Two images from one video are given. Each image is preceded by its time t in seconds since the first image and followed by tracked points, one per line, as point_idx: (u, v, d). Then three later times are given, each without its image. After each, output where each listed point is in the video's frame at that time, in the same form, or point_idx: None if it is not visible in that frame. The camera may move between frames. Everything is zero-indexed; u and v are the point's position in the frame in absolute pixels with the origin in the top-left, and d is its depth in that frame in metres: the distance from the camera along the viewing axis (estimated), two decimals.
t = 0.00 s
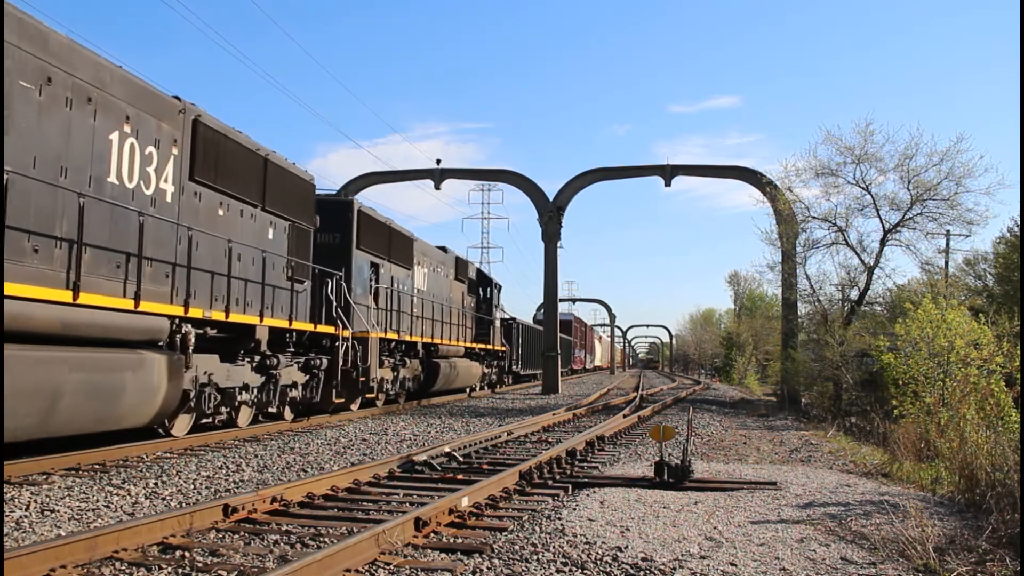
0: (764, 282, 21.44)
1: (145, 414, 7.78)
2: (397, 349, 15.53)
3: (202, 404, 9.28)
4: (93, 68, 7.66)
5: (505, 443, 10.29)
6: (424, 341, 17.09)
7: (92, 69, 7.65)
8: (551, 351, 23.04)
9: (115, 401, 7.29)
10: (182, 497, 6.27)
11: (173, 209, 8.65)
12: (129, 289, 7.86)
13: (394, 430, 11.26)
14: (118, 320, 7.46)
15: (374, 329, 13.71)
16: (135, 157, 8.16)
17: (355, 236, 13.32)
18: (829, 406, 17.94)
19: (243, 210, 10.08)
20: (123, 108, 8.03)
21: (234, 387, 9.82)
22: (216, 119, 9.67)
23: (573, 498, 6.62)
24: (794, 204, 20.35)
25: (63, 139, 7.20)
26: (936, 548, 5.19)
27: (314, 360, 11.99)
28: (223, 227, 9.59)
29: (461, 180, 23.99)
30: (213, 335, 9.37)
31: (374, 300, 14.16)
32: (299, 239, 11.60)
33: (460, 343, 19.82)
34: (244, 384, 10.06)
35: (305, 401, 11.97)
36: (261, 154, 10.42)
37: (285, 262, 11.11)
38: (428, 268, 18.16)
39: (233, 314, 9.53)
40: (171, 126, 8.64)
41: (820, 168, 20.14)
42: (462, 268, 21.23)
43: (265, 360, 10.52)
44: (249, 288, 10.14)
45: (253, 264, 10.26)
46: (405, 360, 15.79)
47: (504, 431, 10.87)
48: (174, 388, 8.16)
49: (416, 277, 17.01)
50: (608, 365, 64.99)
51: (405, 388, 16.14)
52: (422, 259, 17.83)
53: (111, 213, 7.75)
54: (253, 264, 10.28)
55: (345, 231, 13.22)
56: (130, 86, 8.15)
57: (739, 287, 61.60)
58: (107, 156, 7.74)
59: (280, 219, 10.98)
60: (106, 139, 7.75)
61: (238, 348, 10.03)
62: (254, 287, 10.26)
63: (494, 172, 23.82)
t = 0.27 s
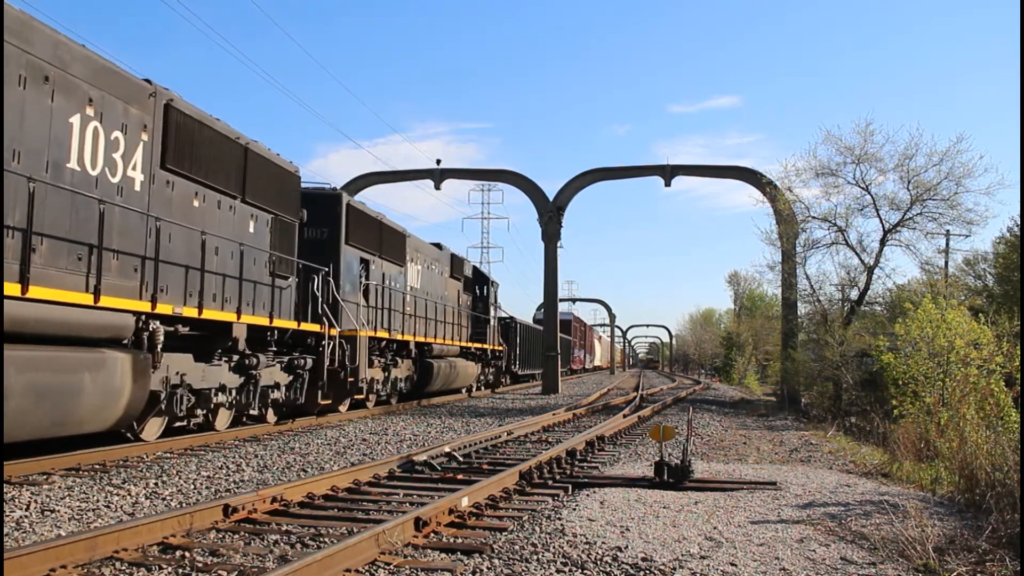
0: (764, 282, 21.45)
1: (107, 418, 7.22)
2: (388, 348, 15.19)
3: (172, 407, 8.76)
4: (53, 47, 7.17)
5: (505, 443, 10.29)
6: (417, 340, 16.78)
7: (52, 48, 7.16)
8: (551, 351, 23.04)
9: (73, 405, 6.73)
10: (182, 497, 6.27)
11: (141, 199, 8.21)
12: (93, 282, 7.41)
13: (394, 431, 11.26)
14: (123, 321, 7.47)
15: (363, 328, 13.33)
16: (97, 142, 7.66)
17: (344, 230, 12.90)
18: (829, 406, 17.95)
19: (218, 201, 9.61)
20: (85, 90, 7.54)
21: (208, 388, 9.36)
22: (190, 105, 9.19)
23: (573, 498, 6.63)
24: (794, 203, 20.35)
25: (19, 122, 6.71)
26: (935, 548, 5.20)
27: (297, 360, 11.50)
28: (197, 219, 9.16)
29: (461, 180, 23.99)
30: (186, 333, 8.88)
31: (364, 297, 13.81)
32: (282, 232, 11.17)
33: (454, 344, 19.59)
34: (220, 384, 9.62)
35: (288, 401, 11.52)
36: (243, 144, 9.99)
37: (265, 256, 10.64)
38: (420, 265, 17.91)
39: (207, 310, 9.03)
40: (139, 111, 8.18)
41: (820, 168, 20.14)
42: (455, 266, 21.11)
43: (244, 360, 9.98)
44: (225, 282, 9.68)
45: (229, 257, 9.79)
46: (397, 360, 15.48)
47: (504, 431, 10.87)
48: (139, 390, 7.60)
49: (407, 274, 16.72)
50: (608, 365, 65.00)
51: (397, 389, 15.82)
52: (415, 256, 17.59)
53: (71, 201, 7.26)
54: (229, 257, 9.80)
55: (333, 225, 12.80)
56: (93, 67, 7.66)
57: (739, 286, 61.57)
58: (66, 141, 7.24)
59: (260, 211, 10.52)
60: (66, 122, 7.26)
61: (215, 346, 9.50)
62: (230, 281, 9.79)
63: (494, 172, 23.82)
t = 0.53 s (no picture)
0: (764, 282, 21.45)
1: (65, 422, 6.77)
2: (379, 348, 14.99)
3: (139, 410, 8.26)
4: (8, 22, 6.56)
5: (505, 443, 10.28)
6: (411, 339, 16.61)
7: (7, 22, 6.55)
8: (551, 351, 23.03)
9: (26, 408, 6.30)
10: (182, 497, 6.27)
11: (105, 187, 7.67)
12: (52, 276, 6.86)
13: (394, 431, 11.25)
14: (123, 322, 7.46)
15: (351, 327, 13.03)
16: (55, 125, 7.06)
17: (332, 225, 12.64)
18: (829, 406, 17.95)
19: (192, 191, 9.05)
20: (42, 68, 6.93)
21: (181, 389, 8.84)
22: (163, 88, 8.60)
23: (573, 498, 6.62)
24: (794, 204, 20.34)
25: None
26: (936, 547, 5.19)
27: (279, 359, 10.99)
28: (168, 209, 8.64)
29: (461, 180, 23.99)
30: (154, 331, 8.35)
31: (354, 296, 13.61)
32: (265, 224, 10.63)
33: (449, 344, 19.41)
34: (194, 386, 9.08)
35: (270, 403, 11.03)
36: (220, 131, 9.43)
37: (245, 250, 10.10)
38: (414, 262, 17.73)
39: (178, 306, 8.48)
40: (103, 92, 7.61)
41: (820, 168, 20.15)
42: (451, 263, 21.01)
43: (220, 360, 9.47)
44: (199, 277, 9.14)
45: (203, 250, 9.25)
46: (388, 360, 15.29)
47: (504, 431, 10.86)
48: (100, 390, 7.14)
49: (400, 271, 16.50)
50: (608, 365, 65.01)
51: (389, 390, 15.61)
52: (409, 253, 17.41)
53: (24, 187, 6.65)
54: (204, 251, 9.26)
55: (320, 220, 12.54)
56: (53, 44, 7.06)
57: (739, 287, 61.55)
58: (19, 124, 6.62)
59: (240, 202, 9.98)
60: (20, 104, 6.66)
61: (187, 345, 8.94)
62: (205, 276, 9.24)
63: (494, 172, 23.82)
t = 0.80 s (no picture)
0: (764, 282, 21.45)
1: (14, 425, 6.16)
2: (368, 347, 14.85)
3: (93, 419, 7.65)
4: None
5: (505, 443, 10.28)
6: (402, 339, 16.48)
7: None
8: (551, 351, 23.03)
9: None
10: (182, 497, 6.27)
11: (63, 173, 7.09)
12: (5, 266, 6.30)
13: (394, 431, 11.25)
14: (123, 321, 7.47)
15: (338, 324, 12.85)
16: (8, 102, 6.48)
17: (318, 218, 12.46)
18: (829, 406, 17.96)
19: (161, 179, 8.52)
20: None
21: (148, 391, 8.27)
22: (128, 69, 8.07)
23: (573, 498, 6.63)
24: (794, 203, 20.34)
25: None
26: (935, 547, 5.20)
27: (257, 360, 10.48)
28: (135, 198, 8.13)
29: (461, 180, 23.99)
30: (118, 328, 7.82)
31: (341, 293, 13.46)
32: (243, 216, 10.13)
33: (441, 343, 19.31)
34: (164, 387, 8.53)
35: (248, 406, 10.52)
36: (193, 117, 8.95)
37: (220, 243, 9.59)
38: (405, 258, 17.61)
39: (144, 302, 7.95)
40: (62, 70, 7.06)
41: (820, 168, 20.15)
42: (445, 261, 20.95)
43: (193, 359, 8.95)
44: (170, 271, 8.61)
45: (175, 243, 8.72)
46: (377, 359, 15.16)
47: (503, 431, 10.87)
48: (54, 391, 6.53)
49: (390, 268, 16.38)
50: (608, 365, 65.04)
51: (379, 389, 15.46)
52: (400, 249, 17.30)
53: None
54: (175, 243, 8.73)
55: (307, 212, 12.36)
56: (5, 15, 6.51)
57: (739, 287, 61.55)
58: None
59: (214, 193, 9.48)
60: None
61: (156, 345, 8.43)
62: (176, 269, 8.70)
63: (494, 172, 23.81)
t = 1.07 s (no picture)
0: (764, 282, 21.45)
1: None
2: (356, 345, 14.75)
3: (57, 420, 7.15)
4: None
5: (504, 443, 10.28)
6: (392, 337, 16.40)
7: None
8: (551, 351, 23.03)
9: None
10: (182, 497, 6.27)
11: (15, 156, 6.68)
12: None
13: (393, 431, 11.24)
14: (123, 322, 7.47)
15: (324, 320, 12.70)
16: None
17: (303, 211, 12.29)
18: (829, 406, 17.97)
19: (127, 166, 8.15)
20: None
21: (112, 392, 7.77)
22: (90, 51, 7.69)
23: (573, 498, 6.63)
24: (794, 203, 20.34)
25: None
26: (936, 547, 5.20)
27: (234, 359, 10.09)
28: (98, 186, 7.75)
29: (461, 180, 24.00)
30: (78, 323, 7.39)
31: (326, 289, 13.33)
32: (219, 208, 9.81)
33: (433, 342, 19.24)
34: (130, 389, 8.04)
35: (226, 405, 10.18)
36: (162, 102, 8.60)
37: (193, 236, 9.23)
38: (396, 255, 17.49)
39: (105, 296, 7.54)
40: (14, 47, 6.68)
41: (820, 168, 20.16)
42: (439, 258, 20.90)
43: (162, 359, 8.49)
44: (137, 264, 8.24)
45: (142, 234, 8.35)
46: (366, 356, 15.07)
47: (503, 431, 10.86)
48: None
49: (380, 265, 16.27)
50: (608, 365, 65.07)
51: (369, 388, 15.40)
52: (391, 245, 17.18)
53: None
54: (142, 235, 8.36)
55: (291, 207, 12.18)
56: None
57: (739, 286, 61.54)
58: None
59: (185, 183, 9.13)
60: None
61: (120, 341, 8.01)
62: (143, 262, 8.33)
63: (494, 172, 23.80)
